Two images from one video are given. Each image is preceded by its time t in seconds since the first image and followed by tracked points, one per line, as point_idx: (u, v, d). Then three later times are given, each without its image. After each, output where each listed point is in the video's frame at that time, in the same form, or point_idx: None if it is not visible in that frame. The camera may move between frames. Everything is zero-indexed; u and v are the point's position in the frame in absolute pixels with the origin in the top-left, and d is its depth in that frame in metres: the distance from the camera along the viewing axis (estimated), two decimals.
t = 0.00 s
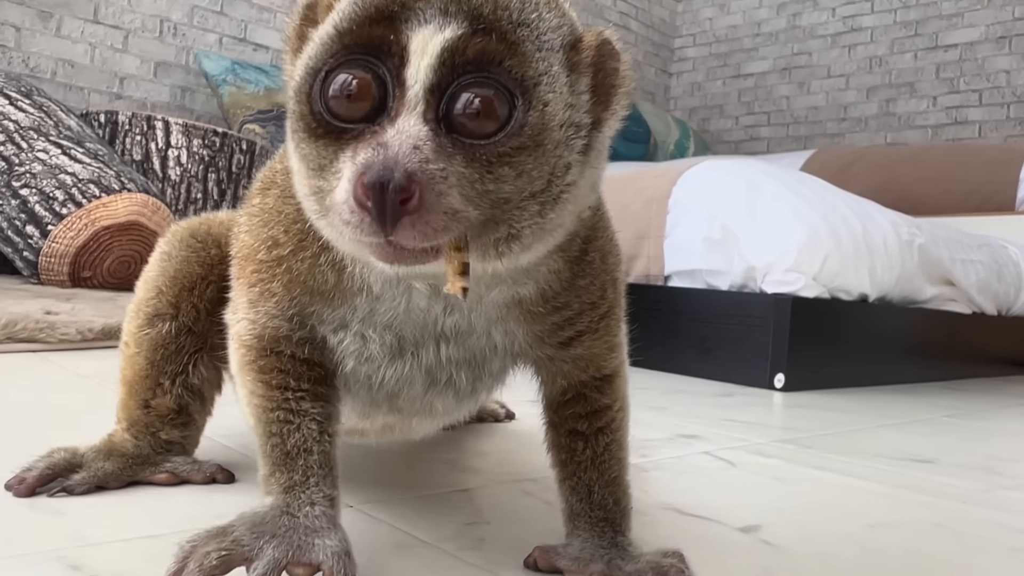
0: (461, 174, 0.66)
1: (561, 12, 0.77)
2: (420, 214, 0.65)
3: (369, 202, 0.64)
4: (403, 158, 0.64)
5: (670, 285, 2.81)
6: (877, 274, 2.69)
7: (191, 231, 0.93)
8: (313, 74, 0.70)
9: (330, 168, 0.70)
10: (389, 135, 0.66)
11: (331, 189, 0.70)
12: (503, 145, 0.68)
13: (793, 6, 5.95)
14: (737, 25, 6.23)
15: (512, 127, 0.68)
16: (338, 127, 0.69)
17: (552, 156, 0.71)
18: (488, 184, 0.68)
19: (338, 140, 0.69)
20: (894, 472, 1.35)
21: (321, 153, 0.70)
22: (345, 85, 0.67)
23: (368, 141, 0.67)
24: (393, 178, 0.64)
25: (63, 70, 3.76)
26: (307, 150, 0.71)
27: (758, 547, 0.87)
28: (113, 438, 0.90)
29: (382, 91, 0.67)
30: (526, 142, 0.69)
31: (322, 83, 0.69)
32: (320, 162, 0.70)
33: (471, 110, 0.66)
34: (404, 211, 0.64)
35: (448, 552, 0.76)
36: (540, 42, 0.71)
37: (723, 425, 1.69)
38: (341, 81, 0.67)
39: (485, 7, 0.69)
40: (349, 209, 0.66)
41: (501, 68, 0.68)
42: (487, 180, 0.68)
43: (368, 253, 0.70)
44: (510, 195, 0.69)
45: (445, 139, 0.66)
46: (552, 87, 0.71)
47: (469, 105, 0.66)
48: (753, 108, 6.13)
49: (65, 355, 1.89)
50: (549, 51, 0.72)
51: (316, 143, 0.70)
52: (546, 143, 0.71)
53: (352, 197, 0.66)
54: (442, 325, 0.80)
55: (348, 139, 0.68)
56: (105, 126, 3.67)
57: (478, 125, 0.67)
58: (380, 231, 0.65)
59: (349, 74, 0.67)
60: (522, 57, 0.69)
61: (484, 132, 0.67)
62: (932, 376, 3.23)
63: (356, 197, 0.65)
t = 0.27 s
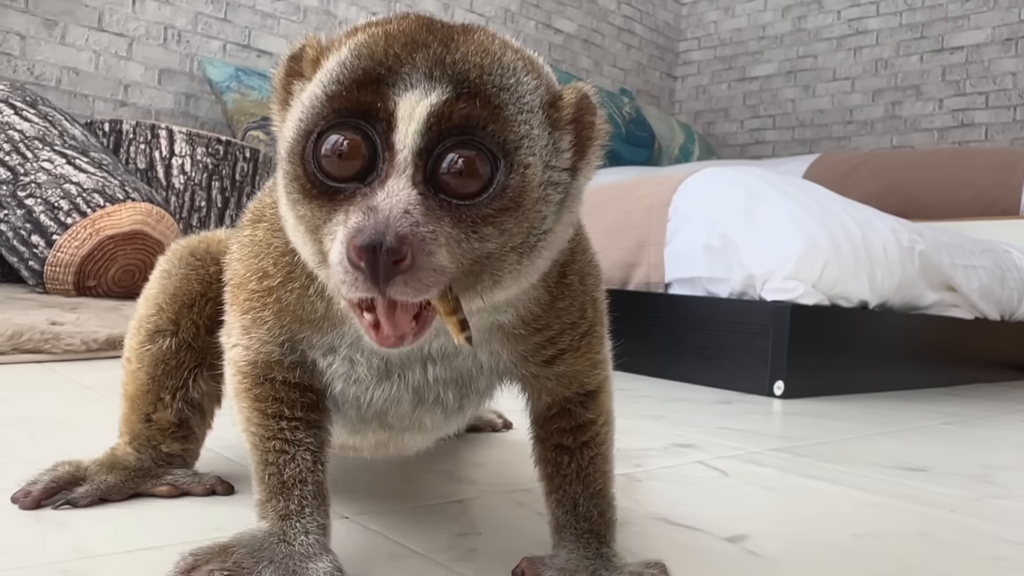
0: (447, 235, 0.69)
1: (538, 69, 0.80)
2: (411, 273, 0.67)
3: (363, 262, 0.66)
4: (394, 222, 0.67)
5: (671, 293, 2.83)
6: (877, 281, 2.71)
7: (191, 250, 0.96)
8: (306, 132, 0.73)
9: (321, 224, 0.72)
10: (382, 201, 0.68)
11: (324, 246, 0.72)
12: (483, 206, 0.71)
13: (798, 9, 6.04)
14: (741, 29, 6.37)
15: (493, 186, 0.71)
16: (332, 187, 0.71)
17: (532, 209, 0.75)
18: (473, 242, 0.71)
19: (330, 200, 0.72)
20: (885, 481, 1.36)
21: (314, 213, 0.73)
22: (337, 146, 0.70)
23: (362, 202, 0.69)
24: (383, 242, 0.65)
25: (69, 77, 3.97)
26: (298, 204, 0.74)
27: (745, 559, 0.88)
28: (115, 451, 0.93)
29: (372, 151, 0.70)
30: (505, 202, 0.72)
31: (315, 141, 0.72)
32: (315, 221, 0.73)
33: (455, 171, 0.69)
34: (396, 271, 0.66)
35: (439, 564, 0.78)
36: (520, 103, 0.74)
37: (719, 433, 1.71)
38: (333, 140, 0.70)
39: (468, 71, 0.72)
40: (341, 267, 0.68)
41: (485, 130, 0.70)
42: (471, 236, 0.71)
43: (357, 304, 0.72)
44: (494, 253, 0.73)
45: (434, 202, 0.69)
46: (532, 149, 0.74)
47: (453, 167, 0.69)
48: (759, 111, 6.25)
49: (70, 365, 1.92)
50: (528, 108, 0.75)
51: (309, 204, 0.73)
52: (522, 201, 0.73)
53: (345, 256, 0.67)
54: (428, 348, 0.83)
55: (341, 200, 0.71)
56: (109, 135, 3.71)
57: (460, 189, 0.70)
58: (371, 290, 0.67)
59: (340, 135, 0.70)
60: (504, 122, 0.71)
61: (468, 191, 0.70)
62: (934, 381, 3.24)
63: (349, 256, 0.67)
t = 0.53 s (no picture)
0: (439, 261, 0.72)
1: (525, 96, 0.82)
2: (406, 299, 0.71)
3: (363, 289, 0.69)
4: (391, 250, 0.70)
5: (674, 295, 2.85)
6: (880, 282, 2.72)
7: (199, 256, 0.99)
8: (308, 160, 0.76)
9: (320, 248, 0.75)
10: (382, 230, 0.71)
11: (322, 269, 0.75)
12: (473, 233, 0.74)
13: (805, 9, 6.06)
14: (747, 29, 6.40)
15: (485, 217, 0.74)
16: (333, 216, 0.74)
17: (520, 237, 0.77)
18: (465, 267, 0.74)
19: (330, 226, 0.75)
20: (880, 480, 1.39)
21: (315, 236, 0.75)
22: (336, 175, 0.73)
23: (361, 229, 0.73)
24: (381, 271, 0.69)
25: (78, 81, 4.02)
26: (299, 227, 0.77)
27: (737, 555, 0.91)
28: (128, 451, 0.96)
29: (369, 180, 0.73)
30: (495, 231, 0.75)
31: (316, 169, 0.75)
32: (315, 245, 0.76)
33: (450, 201, 0.72)
34: (394, 298, 0.70)
35: (440, 559, 0.81)
36: (510, 136, 0.77)
37: (719, 434, 1.74)
38: (333, 169, 0.73)
39: (460, 104, 0.75)
40: (343, 289, 0.72)
41: (477, 163, 0.73)
42: (462, 262, 0.74)
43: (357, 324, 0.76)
44: (481, 277, 0.75)
45: (427, 231, 0.72)
46: (520, 178, 0.77)
47: (447, 197, 0.72)
48: (765, 112, 6.28)
49: (82, 368, 1.95)
50: (517, 141, 0.78)
51: (311, 229, 0.76)
52: (511, 231, 0.76)
53: (347, 279, 0.71)
54: (423, 356, 0.85)
55: (341, 228, 0.74)
56: (118, 139, 3.76)
57: (454, 218, 0.73)
58: (371, 312, 0.71)
59: (340, 163, 0.73)
60: (495, 156, 0.74)
61: (461, 220, 0.73)
62: (938, 382, 3.25)
63: (351, 281, 0.70)
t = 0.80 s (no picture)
0: (459, 248, 0.75)
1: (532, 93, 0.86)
2: (430, 281, 0.73)
3: (389, 268, 0.72)
4: (418, 232, 0.73)
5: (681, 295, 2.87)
6: (886, 281, 2.73)
7: (214, 251, 1.02)
8: (334, 149, 0.77)
9: (341, 234, 0.77)
10: (408, 215, 0.74)
11: (343, 254, 0.77)
12: (491, 220, 0.77)
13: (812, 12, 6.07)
14: (755, 31, 6.42)
15: (503, 205, 0.78)
16: (360, 200, 0.76)
17: (528, 234, 0.81)
18: (482, 255, 0.77)
19: (353, 211, 0.76)
20: (882, 473, 1.41)
21: (338, 221, 0.77)
22: (361, 164, 0.75)
23: (385, 214, 0.75)
24: (410, 252, 0.71)
25: (91, 88, 4.09)
26: (320, 212, 0.78)
27: (738, 540, 0.94)
28: (148, 440, 0.99)
29: (394, 168, 0.75)
30: (511, 221, 0.79)
31: (340, 156, 0.77)
32: (337, 229, 0.77)
33: (471, 189, 0.75)
34: (418, 278, 0.73)
35: (449, 542, 0.83)
36: (524, 133, 0.80)
37: (725, 429, 1.76)
38: (359, 156, 0.75)
39: (478, 101, 0.78)
40: (365, 269, 0.74)
41: (497, 154, 0.77)
42: (480, 249, 0.77)
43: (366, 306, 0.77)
44: (496, 263, 0.78)
45: (449, 214, 0.75)
46: (534, 173, 0.80)
47: (468, 187, 0.75)
48: (773, 114, 6.30)
49: (99, 367, 1.99)
50: (530, 136, 0.81)
51: (335, 213, 0.77)
52: (528, 218, 0.80)
53: (370, 258, 0.73)
54: (424, 348, 0.85)
55: (367, 213, 0.76)
56: (131, 144, 3.81)
57: (473, 206, 0.76)
58: (390, 293, 0.73)
59: (366, 152, 0.75)
60: (513, 150, 0.78)
61: (480, 207, 0.77)
62: (945, 382, 3.26)
63: (375, 259, 0.73)
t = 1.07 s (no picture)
0: (473, 180, 0.76)
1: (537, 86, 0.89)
2: (446, 206, 0.73)
3: (408, 189, 0.71)
4: (435, 158, 0.74)
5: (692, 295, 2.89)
6: (897, 281, 2.74)
7: (230, 253, 1.05)
8: (350, 107, 0.81)
9: (360, 176, 0.78)
10: (426, 143, 0.76)
11: (362, 192, 0.77)
12: (504, 159, 0.79)
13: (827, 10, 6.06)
14: (769, 30, 6.41)
15: (515, 153, 0.80)
16: (378, 137, 0.78)
17: (535, 189, 0.82)
18: (496, 194, 0.78)
19: (372, 153, 0.78)
20: (888, 471, 1.43)
21: (358, 161, 0.78)
22: (377, 114, 0.78)
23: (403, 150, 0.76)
24: (427, 170, 0.72)
25: (108, 90, 4.16)
26: (341, 164, 0.80)
27: (740, 533, 0.96)
28: (168, 436, 1.03)
29: (409, 116, 0.78)
30: (520, 167, 0.80)
31: (358, 112, 0.80)
32: (357, 169, 0.78)
33: (482, 137, 0.78)
34: (435, 202, 0.72)
35: (458, 534, 0.86)
36: (530, 104, 0.83)
37: (733, 428, 1.78)
38: (376, 107, 0.78)
39: (484, 69, 0.82)
40: (383, 199, 0.73)
41: (506, 110, 0.80)
42: (491, 188, 0.78)
43: (385, 253, 0.76)
44: (509, 208, 0.79)
45: (464, 150, 0.77)
46: (538, 138, 0.83)
47: (480, 133, 0.78)
48: (787, 113, 6.29)
49: (118, 365, 2.03)
50: (534, 111, 0.84)
51: (354, 155, 0.79)
52: (538, 169, 0.82)
53: (390, 184, 0.73)
54: (427, 347, 0.85)
55: (385, 150, 0.77)
56: (149, 146, 3.87)
57: (486, 149, 0.78)
58: (409, 219, 0.72)
59: (381, 103, 0.78)
60: (519, 108, 0.81)
61: (494, 153, 0.79)
62: (958, 383, 3.25)
63: (394, 184, 0.73)
